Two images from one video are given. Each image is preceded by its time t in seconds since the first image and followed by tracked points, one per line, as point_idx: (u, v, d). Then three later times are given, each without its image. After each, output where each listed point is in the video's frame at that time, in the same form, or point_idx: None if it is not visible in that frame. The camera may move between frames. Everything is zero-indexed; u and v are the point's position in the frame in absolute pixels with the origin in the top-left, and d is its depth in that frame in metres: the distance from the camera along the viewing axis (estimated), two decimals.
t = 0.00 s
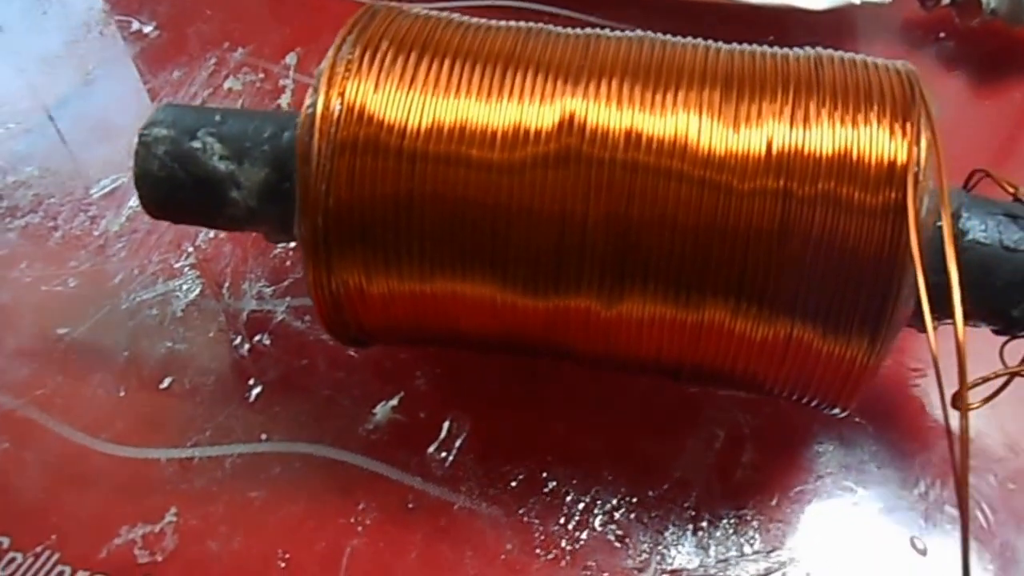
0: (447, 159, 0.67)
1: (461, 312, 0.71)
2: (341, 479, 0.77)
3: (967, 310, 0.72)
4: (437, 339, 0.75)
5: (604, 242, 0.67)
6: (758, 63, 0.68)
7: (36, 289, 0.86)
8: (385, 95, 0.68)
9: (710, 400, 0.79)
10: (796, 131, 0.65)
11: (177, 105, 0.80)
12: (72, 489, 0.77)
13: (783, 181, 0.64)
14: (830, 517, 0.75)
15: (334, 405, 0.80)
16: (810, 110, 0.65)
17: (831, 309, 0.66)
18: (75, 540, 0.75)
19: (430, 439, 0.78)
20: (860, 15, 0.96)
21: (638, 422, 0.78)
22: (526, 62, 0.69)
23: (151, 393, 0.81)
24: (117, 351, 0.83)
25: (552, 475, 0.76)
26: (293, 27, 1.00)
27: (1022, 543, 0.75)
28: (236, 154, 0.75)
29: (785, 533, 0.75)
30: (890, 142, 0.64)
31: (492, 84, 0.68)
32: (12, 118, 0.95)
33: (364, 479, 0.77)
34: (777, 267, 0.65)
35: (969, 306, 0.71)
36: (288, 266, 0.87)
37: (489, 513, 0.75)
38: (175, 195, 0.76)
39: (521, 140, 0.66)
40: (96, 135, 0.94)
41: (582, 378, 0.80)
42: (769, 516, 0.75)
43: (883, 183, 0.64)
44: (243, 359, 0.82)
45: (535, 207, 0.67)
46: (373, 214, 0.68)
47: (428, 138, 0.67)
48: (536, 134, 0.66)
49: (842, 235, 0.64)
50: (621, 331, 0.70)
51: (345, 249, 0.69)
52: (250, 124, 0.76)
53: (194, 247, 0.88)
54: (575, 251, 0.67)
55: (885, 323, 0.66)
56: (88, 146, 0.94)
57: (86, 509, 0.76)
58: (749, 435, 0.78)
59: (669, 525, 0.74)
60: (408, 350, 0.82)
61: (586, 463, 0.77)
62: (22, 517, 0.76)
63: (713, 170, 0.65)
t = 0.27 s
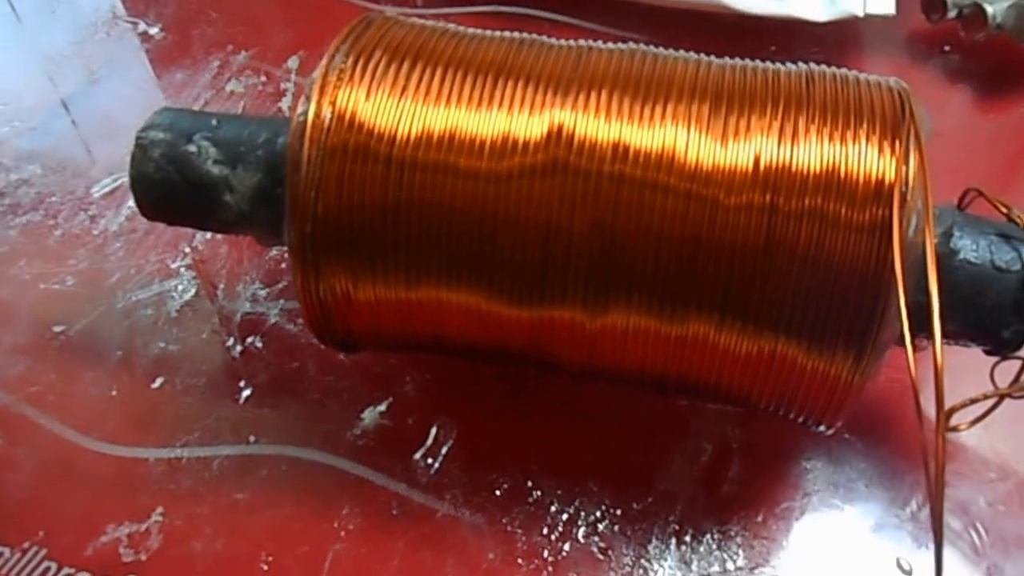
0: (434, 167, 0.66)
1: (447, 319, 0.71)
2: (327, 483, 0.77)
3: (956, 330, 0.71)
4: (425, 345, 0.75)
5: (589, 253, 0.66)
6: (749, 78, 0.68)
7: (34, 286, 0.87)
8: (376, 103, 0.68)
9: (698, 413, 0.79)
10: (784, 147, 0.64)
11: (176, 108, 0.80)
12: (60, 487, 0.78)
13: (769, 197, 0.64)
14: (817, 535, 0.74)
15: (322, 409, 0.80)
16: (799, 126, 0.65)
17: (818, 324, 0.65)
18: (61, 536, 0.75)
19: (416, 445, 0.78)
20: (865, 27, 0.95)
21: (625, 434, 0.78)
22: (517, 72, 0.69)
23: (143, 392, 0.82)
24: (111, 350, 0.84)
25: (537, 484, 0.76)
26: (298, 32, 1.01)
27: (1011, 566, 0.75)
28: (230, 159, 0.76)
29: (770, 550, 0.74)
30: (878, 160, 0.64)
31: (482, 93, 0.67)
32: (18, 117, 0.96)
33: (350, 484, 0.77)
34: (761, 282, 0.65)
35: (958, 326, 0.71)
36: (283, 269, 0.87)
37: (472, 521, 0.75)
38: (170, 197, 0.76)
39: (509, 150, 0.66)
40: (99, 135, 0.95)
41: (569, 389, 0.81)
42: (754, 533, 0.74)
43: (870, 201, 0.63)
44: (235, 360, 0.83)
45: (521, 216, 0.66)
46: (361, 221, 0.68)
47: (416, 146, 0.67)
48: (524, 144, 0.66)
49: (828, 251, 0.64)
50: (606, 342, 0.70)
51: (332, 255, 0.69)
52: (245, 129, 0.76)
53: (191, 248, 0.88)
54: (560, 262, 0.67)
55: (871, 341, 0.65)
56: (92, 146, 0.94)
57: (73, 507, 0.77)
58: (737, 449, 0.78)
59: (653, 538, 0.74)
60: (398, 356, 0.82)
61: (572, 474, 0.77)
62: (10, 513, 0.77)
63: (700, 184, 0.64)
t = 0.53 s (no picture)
0: (423, 176, 0.67)
1: (434, 328, 0.71)
2: (312, 487, 0.77)
3: (945, 352, 0.70)
4: (412, 353, 0.75)
5: (575, 265, 0.66)
6: (738, 95, 0.68)
7: (31, 285, 0.87)
8: (367, 112, 0.68)
9: (684, 427, 0.79)
10: (771, 164, 0.64)
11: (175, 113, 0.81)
12: (48, 485, 0.78)
13: (755, 213, 0.64)
14: (801, 555, 0.74)
15: (311, 414, 0.81)
16: (786, 143, 0.65)
17: (805, 340, 0.65)
18: (47, 535, 0.76)
19: (402, 453, 0.78)
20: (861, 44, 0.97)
21: (611, 447, 0.78)
22: (508, 83, 0.69)
23: (134, 393, 0.82)
24: (105, 350, 0.84)
25: (521, 495, 0.76)
26: (301, 38, 1.01)
27: None
28: (224, 164, 0.76)
29: (753, 569, 0.73)
30: (865, 179, 0.63)
31: (472, 103, 0.68)
32: (22, 117, 0.97)
33: (335, 489, 0.77)
34: (746, 299, 0.64)
35: (948, 349, 0.70)
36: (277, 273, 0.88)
37: (455, 530, 0.75)
38: (165, 201, 0.77)
39: (497, 160, 0.66)
40: (101, 136, 0.96)
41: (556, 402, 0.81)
42: (738, 551, 0.74)
43: (855, 219, 0.63)
44: (226, 363, 0.83)
45: (507, 227, 0.66)
46: (350, 228, 0.68)
47: (406, 155, 0.67)
48: (512, 155, 0.66)
49: (813, 269, 0.63)
50: (591, 354, 0.69)
51: (320, 262, 0.69)
52: (240, 134, 0.77)
53: (188, 250, 0.89)
54: (546, 273, 0.67)
55: (856, 361, 0.65)
56: (94, 148, 0.95)
57: (61, 506, 0.77)
58: (723, 465, 0.77)
59: (635, 552, 0.74)
60: (387, 362, 0.83)
61: (556, 485, 0.77)
62: None
63: (686, 200, 0.64)
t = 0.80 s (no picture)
0: (409, 185, 0.67)
1: (418, 336, 0.71)
2: (297, 492, 0.77)
3: (935, 373, 0.69)
4: (398, 361, 0.75)
5: (558, 277, 0.66)
6: (728, 109, 0.67)
7: (29, 285, 0.88)
8: (355, 119, 0.68)
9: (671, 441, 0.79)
10: (758, 180, 0.63)
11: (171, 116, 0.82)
12: (37, 483, 0.78)
13: (741, 228, 0.63)
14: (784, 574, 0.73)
15: (299, 419, 0.81)
16: (774, 159, 0.64)
17: (787, 357, 0.64)
18: (33, 532, 0.76)
19: (388, 461, 0.78)
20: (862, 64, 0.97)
21: (597, 459, 0.78)
22: (497, 94, 0.69)
23: (125, 394, 0.82)
24: (99, 350, 0.85)
25: (505, 505, 0.76)
26: (306, 45, 1.02)
27: None
28: (216, 168, 0.76)
29: None
30: (852, 198, 0.62)
31: (460, 113, 0.68)
32: (28, 117, 0.98)
33: (320, 495, 0.77)
34: (730, 315, 0.64)
35: (936, 369, 0.69)
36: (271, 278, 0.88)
37: (438, 539, 0.75)
38: (158, 204, 0.78)
39: (482, 170, 0.66)
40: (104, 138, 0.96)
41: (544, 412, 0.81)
42: (720, 568, 0.73)
43: (841, 237, 0.62)
44: (217, 367, 0.83)
45: (492, 237, 0.66)
46: (334, 235, 0.68)
47: (392, 162, 0.67)
48: (497, 165, 0.66)
49: (798, 286, 0.62)
50: (575, 367, 0.69)
51: (306, 267, 0.70)
52: (233, 139, 0.77)
53: (185, 254, 0.90)
54: (529, 285, 0.66)
55: (839, 380, 0.64)
56: (97, 150, 0.96)
57: (48, 504, 0.77)
58: (709, 481, 0.77)
59: (617, 567, 0.73)
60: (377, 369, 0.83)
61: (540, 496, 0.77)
62: None
63: (671, 213, 0.63)
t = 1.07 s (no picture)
0: (392, 193, 0.67)
1: (400, 344, 0.72)
2: (282, 496, 0.77)
3: (918, 394, 0.69)
4: (382, 369, 0.76)
5: (538, 288, 0.66)
6: (712, 126, 0.67)
7: (27, 284, 0.89)
8: (340, 127, 0.68)
9: (658, 454, 0.78)
10: (738, 196, 0.63)
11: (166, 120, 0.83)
12: (26, 482, 0.79)
13: (720, 243, 0.63)
14: None
15: (287, 422, 0.81)
16: (754, 176, 0.64)
17: (762, 374, 0.64)
18: (20, 530, 0.77)
19: (374, 467, 0.78)
20: (865, 81, 0.96)
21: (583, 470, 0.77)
22: (483, 105, 0.69)
23: (117, 394, 0.83)
24: (92, 351, 0.85)
25: (489, 515, 0.75)
26: (310, 51, 1.02)
27: None
28: (206, 173, 0.77)
29: None
30: (831, 217, 0.62)
31: (444, 123, 0.68)
32: (33, 118, 0.99)
33: (305, 499, 0.77)
34: (707, 331, 0.64)
35: (919, 390, 0.69)
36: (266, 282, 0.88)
37: (421, 547, 0.74)
38: (150, 208, 0.79)
39: (465, 180, 0.66)
40: (106, 139, 0.97)
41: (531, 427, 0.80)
42: None
43: (819, 253, 0.62)
44: (208, 369, 0.84)
45: (473, 246, 0.66)
46: (317, 243, 0.69)
47: (376, 171, 0.67)
48: (480, 175, 0.66)
49: (775, 302, 0.62)
50: (554, 379, 0.69)
51: (289, 273, 0.70)
52: (224, 145, 0.78)
53: (181, 255, 0.90)
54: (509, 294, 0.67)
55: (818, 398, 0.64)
56: (100, 151, 0.97)
57: (35, 502, 0.78)
58: (695, 495, 0.76)
59: None
60: (367, 376, 0.82)
61: (525, 507, 0.76)
62: None
63: (650, 227, 0.64)
